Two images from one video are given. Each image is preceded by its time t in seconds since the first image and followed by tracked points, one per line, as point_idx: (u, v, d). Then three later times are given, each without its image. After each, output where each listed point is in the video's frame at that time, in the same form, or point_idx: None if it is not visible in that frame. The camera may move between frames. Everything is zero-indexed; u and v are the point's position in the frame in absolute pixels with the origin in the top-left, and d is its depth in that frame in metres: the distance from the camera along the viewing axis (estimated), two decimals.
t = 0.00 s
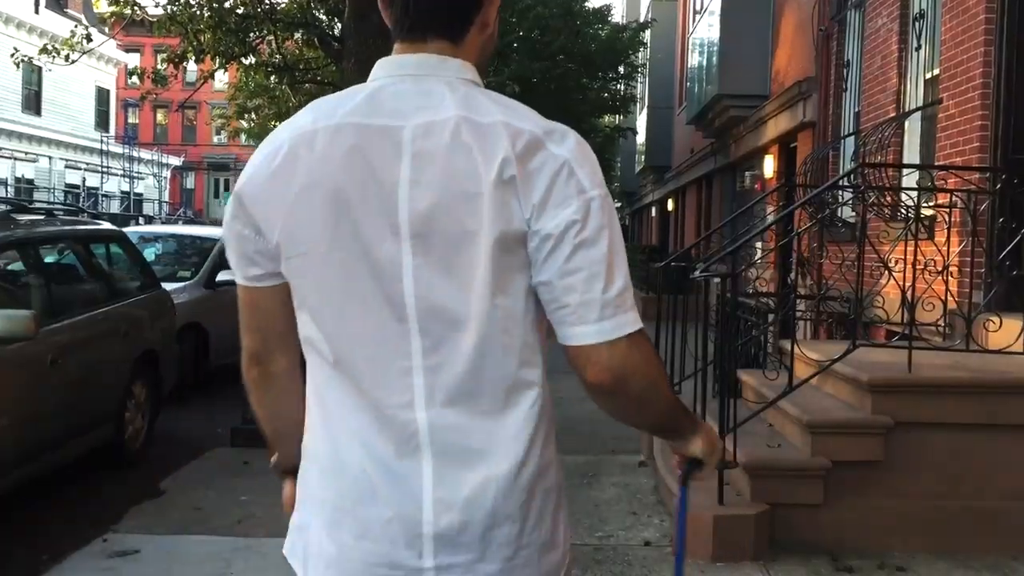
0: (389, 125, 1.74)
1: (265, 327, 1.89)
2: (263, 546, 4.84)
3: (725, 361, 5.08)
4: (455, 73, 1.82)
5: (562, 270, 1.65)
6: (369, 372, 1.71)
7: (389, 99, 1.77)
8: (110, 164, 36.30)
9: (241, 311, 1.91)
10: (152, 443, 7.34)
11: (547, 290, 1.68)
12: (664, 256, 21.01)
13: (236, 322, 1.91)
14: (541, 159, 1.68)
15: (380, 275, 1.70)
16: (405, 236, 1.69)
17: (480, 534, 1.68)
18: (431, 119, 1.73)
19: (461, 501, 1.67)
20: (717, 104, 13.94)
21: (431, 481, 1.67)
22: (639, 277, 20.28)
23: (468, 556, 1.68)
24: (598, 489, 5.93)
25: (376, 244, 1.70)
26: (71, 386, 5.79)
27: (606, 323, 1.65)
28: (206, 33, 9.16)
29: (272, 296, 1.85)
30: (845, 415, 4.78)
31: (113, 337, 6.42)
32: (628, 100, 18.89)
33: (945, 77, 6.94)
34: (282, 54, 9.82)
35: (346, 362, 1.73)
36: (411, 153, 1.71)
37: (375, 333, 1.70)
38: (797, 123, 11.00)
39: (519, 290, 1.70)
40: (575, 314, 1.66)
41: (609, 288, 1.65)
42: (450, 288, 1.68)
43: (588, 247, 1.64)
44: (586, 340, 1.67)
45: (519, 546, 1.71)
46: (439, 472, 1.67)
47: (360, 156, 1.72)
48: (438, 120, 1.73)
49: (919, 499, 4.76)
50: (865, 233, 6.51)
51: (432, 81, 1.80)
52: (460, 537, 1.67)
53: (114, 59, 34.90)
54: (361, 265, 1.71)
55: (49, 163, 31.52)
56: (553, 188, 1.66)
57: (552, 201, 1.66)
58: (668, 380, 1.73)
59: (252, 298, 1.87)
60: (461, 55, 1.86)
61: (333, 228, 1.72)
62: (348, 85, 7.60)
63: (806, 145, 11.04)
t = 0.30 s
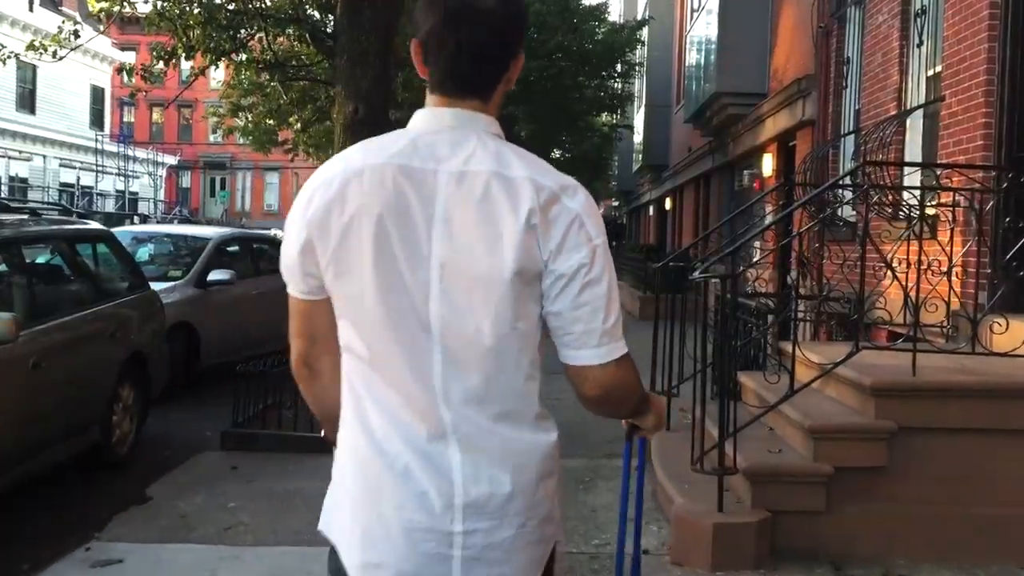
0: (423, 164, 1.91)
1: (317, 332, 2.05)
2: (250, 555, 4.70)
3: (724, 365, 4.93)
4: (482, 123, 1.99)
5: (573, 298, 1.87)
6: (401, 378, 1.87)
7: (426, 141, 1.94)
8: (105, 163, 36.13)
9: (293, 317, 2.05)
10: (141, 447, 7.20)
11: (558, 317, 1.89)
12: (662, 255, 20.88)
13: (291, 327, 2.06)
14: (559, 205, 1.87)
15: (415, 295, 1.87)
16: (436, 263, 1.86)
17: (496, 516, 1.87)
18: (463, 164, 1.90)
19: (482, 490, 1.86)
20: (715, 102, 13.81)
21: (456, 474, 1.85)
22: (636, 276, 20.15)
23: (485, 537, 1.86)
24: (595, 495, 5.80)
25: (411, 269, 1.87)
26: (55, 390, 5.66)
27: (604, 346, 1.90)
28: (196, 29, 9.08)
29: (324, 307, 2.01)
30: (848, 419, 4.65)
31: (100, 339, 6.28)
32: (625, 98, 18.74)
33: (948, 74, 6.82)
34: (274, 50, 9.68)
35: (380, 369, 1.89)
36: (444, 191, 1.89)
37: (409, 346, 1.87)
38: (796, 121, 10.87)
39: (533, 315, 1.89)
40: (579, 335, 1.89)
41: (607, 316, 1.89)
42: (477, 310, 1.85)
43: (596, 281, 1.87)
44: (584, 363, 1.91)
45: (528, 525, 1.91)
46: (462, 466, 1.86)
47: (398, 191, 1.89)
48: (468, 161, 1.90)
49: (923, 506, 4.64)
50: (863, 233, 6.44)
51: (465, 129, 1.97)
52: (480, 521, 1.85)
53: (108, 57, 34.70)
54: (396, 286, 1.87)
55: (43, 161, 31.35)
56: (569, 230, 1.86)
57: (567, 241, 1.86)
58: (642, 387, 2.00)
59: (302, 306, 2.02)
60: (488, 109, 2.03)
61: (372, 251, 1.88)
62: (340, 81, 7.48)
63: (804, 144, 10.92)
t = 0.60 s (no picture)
0: (444, 156, 2.12)
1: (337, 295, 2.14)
2: (238, 562, 4.59)
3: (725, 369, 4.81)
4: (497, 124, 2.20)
5: (572, 276, 2.09)
6: (417, 342, 2.08)
7: (447, 138, 2.14)
8: (102, 164, 36.01)
9: (316, 278, 2.16)
10: (131, 451, 7.09)
11: (557, 293, 2.11)
12: (660, 256, 20.79)
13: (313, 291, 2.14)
14: (562, 196, 2.09)
15: (432, 270, 2.08)
16: (452, 243, 2.08)
17: (498, 464, 2.07)
18: (480, 161, 2.11)
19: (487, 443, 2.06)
20: (714, 102, 13.71)
21: (464, 428, 2.07)
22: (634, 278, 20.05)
23: (487, 484, 2.06)
24: (592, 499, 5.70)
25: (431, 249, 2.09)
26: (42, 393, 5.54)
27: (596, 318, 2.13)
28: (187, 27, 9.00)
29: (354, 270, 2.13)
30: (850, 424, 4.55)
31: (88, 342, 6.17)
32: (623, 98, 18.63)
33: (950, 73, 6.72)
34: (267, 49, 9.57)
35: (399, 334, 2.09)
36: (462, 180, 2.10)
37: (427, 314, 2.08)
38: (795, 121, 10.77)
39: (536, 291, 2.10)
40: (575, 309, 2.12)
41: (599, 294, 2.13)
42: (488, 285, 2.07)
43: (592, 265, 2.11)
44: (577, 332, 2.15)
45: (526, 475, 2.10)
46: (471, 420, 2.07)
47: (421, 178, 2.10)
48: (483, 155, 2.12)
49: (927, 512, 4.54)
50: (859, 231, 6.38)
51: (482, 129, 2.17)
52: (484, 468, 2.05)
53: (105, 56, 34.58)
54: (417, 263, 2.08)
55: (38, 161, 31.23)
56: (570, 219, 2.09)
57: (567, 227, 2.09)
58: (628, 358, 2.25)
59: (331, 265, 2.14)
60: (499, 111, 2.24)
61: (397, 230, 2.08)
62: (334, 79, 7.37)
63: (804, 143, 10.83)
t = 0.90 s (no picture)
0: (439, 185, 2.40)
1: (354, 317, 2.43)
2: (237, 565, 4.52)
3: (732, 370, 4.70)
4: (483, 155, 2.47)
5: (554, 282, 2.33)
6: (420, 346, 2.35)
7: (442, 171, 2.42)
8: (99, 164, 35.91)
9: (337, 299, 2.45)
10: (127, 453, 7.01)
11: (543, 295, 2.36)
12: (660, 257, 20.71)
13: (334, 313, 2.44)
14: (543, 212, 2.36)
15: (432, 284, 2.36)
16: (449, 259, 2.35)
17: (495, 448, 2.34)
18: (471, 188, 2.39)
19: (485, 429, 2.34)
20: (715, 102, 13.64)
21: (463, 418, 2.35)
22: (634, 279, 19.98)
23: (487, 465, 2.34)
24: (596, 503, 5.64)
25: (431, 266, 2.36)
26: (39, 393, 5.47)
27: (579, 314, 2.37)
28: (186, 25, 8.92)
29: (368, 291, 2.41)
30: (858, 427, 4.49)
31: (85, 342, 6.09)
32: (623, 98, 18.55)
33: (956, 72, 6.66)
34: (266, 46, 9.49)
35: (404, 339, 2.36)
36: (457, 204, 2.38)
37: (428, 322, 2.35)
38: (797, 120, 10.71)
39: (524, 296, 2.36)
40: (559, 309, 2.36)
41: (581, 293, 2.38)
42: (481, 294, 2.34)
43: (573, 270, 2.36)
44: (561, 326, 2.39)
45: (520, 455, 2.38)
46: (469, 411, 2.35)
47: (421, 206, 2.37)
48: (473, 181, 2.40)
49: (935, 516, 4.47)
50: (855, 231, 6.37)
51: (471, 159, 2.44)
52: (483, 452, 2.33)
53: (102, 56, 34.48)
54: (420, 280, 2.36)
55: (35, 160, 31.13)
56: (550, 231, 2.35)
57: (549, 239, 2.35)
58: (618, 346, 2.49)
59: (350, 288, 2.42)
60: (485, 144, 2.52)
61: (402, 252, 2.36)
62: (334, 78, 7.29)
63: (805, 143, 10.77)
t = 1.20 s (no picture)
0: (459, 192, 2.67)
1: (388, 303, 2.81)
2: None
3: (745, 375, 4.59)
4: (500, 164, 2.74)
5: (561, 279, 2.60)
6: (443, 336, 2.65)
7: (461, 180, 2.70)
8: (96, 163, 35.81)
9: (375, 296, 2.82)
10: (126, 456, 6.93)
11: (553, 291, 2.63)
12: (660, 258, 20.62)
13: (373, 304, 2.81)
14: (552, 217, 2.62)
15: (452, 281, 2.64)
16: (467, 259, 2.64)
17: (509, 426, 2.62)
18: (486, 195, 2.66)
19: (500, 411, 2.62)
20: (716, 102, 13.56)
21: (480, 401, 2.63)
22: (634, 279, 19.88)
23: (502, 442, 2.62)
24: (603, 510, 5.54)
25: (451, 265, 2.65)
26: (37, 398, 5.37)
27: (586, 307, 2.61)
28: (185, 23, 8.81)
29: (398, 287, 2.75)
30: (874, 435, 4.41)
31: (84, 345, 5.99)
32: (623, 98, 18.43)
33: (966, 71, 6.57)
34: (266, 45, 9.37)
35: (428, 330, 2.66)
36: (474, 210, 2.65)
37: (448, 314, 2.64)
38: (800, 121, 10.63)
39: (534, 292, 2.64)
40: (568, 302, 2.61)
41: (588, 290, 2.62)
42: (496, 289, 2.62)
43: (579, 268, 2.62)
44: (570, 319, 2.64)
45: (531, 433, 2.66)
46: (485, 394, 2.63)
47: (440, 212, 2.65)
48: (489, 188, 2.67)
49: (952, 524, 4.39)
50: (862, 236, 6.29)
51: (488, 169, 2.71)
52: (498, 430, 2.61)
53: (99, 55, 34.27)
54: (442, 277, 2.65)
55: (32, 160, 30.94)
56: (558, 234, 2.61)
57: (557, 240, 2.61)
58: (624, 338, 2.72)
59: (383, 286, 2.77)
60: (504, 154, 2.78)
61: (424, 253, 2.65)
62: (336, 77, 7.18)
63: (808, 144, 10.70)
